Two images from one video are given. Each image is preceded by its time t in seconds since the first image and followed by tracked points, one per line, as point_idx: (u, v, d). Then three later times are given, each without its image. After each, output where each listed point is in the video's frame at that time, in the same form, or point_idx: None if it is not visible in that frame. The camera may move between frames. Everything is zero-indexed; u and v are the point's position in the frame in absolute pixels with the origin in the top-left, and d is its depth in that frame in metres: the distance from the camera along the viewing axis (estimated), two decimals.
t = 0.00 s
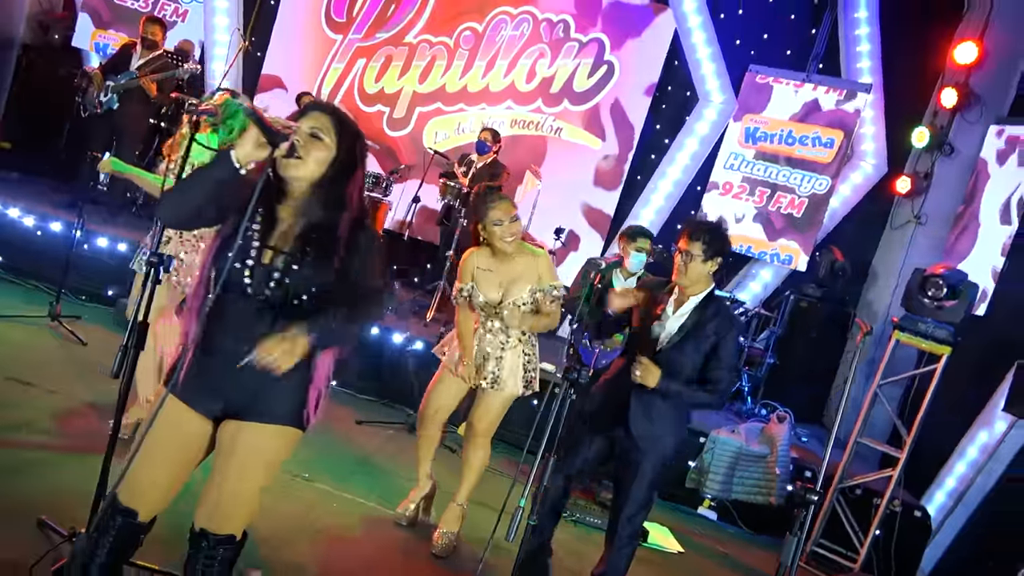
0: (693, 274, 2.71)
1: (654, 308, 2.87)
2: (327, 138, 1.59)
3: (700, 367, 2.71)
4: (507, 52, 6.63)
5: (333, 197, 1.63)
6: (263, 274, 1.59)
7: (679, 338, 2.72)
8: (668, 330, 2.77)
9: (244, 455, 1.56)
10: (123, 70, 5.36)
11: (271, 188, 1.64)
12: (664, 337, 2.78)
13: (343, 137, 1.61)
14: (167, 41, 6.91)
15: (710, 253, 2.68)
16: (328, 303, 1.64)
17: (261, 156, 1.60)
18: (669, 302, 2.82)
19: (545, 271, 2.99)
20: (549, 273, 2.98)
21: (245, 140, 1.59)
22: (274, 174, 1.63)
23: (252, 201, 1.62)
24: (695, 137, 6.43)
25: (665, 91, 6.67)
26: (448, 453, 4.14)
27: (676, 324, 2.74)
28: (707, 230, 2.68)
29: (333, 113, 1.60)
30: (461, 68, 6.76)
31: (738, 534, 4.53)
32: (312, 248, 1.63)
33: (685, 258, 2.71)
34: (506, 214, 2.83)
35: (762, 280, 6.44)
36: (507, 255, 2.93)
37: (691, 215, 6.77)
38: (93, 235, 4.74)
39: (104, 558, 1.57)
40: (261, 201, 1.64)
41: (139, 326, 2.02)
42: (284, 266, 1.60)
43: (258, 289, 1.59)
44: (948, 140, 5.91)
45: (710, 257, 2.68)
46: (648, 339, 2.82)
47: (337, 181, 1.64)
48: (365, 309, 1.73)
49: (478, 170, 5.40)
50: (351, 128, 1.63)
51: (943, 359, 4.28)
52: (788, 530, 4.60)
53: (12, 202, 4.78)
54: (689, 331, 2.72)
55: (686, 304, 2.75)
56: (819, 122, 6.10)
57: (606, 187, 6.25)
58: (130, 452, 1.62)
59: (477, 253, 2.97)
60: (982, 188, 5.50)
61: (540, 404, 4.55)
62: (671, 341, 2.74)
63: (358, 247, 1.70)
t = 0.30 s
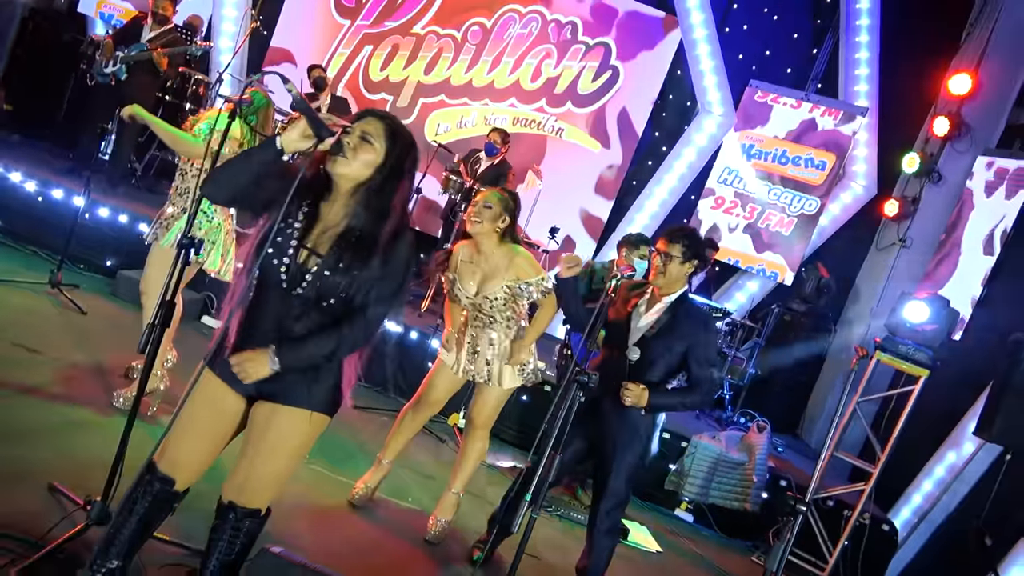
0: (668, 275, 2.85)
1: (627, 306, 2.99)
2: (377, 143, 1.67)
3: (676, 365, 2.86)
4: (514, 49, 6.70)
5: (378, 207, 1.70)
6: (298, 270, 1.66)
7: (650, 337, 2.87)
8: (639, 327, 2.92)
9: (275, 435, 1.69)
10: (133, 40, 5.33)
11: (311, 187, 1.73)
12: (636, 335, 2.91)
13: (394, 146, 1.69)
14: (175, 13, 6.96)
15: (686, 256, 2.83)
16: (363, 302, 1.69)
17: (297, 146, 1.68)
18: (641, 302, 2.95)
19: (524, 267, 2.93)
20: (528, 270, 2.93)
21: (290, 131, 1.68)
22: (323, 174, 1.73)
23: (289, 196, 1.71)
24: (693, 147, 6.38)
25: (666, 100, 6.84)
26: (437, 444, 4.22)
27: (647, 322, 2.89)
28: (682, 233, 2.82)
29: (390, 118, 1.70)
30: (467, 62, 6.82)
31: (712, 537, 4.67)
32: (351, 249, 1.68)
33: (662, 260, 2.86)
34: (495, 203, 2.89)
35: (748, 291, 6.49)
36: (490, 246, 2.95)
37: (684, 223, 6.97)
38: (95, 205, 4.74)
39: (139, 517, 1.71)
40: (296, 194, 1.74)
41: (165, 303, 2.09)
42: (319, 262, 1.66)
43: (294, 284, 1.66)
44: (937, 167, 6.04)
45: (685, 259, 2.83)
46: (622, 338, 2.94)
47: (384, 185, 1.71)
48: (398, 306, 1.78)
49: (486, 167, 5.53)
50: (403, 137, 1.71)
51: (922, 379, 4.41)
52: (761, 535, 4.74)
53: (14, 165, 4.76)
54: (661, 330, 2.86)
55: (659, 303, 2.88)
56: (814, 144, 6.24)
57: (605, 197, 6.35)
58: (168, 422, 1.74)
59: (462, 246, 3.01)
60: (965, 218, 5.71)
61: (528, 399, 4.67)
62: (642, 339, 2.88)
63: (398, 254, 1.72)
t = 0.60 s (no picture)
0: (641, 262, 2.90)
1: (601, 290, 3.04)
2: (431, 141, 1.74)
3: (649, 342, 2.99)
4: (527, 43, 6.77)
5: (425, 202, 1.74)
6: (346, 254, 1.72)
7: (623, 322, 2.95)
8: (615, 312, 2.98)
9: (316, 408, 1.74)
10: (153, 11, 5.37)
11: (365, 177, 1.79)
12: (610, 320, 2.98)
13: (444, 144, 1.76)
14: None
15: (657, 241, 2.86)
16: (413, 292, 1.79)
17: (354, 135, 1.75)
18: (615, 287, 2.99)
19: (523, 249, 3.01)
20: (524, 249, 3.00)
21: (346, 122, 1.74)
22: (375, 168, 1.79)
23: (341, 186, 1.78)
24: (696, 151, 6.49)
25: (672, 103, 6.92)
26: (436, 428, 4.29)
27: (623, 308, 2.94)
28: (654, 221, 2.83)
29: (444, 112, 1.78)
30: (479, 53, 6.87)
31: (696, 532, 4.80)
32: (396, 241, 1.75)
33: (636, 248, 2.87)
34: (522, 186, 2.89)
35: (740, 296, 6.64)
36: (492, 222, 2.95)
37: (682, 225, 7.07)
38: (109, 170, 4.76)
39: (179, 477, 1.79)
40: (347, 185, 1.79)
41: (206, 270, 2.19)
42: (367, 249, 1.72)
43: (342, 267, 1.72)
44: (931, 187, 6.27)
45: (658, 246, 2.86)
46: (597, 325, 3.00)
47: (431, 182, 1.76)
48: (437, 297, 1.85)
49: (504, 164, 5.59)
50: (454, 136, 1.77)
51: (906, 392, 4.58)
52: (743, 532, 4.87)
53: (28, 127, 4.77)
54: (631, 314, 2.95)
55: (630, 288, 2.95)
56: (813, 159, 6.40)
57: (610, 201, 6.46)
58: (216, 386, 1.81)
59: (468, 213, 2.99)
60: (955, 238, 5.93)
61: (525, 388, 4.77)
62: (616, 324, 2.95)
63: (446, 250, 1.84)
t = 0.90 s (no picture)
0: (637, 254, 3.06)
1: (603, 280, 3.15)
2: (485, 135, 1.83)
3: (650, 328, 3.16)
4: (542, 37, 6.85)
5: (479, 193, 1.85)
6: (404, 238, 1.82)
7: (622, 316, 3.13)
8: (616, 302, 3.14)
9: (358, 377, 1.84)
10: None
11: (422, 168, 1.87)
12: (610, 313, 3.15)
13: (499, 138, 1.85)
14: None
15: (653, 234, 3.01)
16: (464, 277, 1.89)
17: (412, 127, 1.87)
18: (614, 279, 3.14)
19: (544, 241, 3.22)
20: (546, 242, 3.21)
21: (406, 114, 1.86)
22: (431, 159, 1.86)
23: (398, 173, 1.86)
24: (701, 156, 6.57)
25: (680, 107, 7.05)
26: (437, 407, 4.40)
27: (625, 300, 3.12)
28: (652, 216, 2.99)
29: (499, 109, 1.88)
30: (494, 43, 6.94)
31: (680, 524, 4.96)
32: (449, 229, 1.85)
33: (633, 240, 3.02)
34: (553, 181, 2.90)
35: (733, 300, 6.83)
36: (518, 215, 3.02)
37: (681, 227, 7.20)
38: (128, 135, 4.80)
39: (227, 435, 1.90)
40: (401, 175, 1.87)
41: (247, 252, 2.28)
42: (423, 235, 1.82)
43: (398, 249, 1.82)
44: (926, 208, 6.45)
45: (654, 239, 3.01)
46: (598, 317, 3.15)
47: (484, 175, 1.86)
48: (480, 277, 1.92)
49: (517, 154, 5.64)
50: (508, 131, 1.86)
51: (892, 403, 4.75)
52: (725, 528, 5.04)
53: (49, 86, 4.79)
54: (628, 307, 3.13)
55: (627, 278, 3.12)
56: (813, 173, 6.53)
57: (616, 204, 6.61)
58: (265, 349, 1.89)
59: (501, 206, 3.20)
60: (944, 259, 6.13)
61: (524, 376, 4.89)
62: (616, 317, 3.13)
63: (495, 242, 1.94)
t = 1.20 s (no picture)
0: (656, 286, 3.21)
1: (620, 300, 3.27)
2: (531, 143, 1.96)
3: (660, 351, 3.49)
4: (558, 37, 6.92)
5: (525, 200, 1.99)
6: (457, 240, 1.97)
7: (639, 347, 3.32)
8: (632, 330, 3.31)
9: (400, 365, 1.99)
10: None
11: (472, 174, 2.00)
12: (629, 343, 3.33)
13: (544, 147, 1.98)
14: None
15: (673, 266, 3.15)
16: (506, 276, 2.07)
17: (465, 134, 2.01)
18: (632, 306, 3.28)
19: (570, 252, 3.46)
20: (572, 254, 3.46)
21: (460, 123, 2.00)
22: (480, 165, 2.00)
23: (449, 179, 2.00)
24: (705, 165, 6.59)
25: (686, 115, 7.22)
26: (441, 394, 4.49)
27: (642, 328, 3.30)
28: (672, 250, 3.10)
29: (547, 118, 2.00)
30: (510, 40, 6.99)
31: (664, 521, 5.13)
32: (497, 233, 2.00)
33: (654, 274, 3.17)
34: (577, 196, 3.15)
35: (726, 307, 7.00)
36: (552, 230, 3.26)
37: (681, 232, 7.34)
38: (151, 107, 4.92)
39: (269, 412, 2.03)
40: (453, 180, 2.02)
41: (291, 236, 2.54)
42: (476, 238, 1.96)
43: (451, 250, 1.97)
44: (918, 230, 6.64)
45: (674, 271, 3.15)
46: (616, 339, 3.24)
47: (528, 181, 2.00)
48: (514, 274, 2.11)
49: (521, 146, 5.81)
50: (552, 141, 1.99)
51: (875, 418, 4.92)
52: (707, 528, 5.22)
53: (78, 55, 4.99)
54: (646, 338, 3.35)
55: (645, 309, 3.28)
56: (810, 192, 6.66)
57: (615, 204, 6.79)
58: (312, 329, 2.03)
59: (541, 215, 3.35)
60: (932, 283, 6.31)
61: (522, 368, 5.02)
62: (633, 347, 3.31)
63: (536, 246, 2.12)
